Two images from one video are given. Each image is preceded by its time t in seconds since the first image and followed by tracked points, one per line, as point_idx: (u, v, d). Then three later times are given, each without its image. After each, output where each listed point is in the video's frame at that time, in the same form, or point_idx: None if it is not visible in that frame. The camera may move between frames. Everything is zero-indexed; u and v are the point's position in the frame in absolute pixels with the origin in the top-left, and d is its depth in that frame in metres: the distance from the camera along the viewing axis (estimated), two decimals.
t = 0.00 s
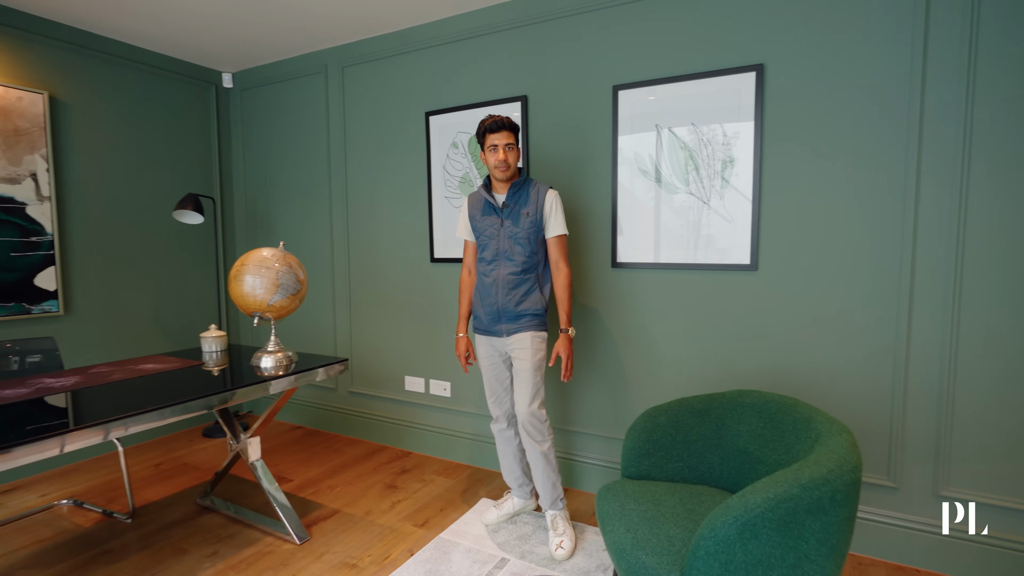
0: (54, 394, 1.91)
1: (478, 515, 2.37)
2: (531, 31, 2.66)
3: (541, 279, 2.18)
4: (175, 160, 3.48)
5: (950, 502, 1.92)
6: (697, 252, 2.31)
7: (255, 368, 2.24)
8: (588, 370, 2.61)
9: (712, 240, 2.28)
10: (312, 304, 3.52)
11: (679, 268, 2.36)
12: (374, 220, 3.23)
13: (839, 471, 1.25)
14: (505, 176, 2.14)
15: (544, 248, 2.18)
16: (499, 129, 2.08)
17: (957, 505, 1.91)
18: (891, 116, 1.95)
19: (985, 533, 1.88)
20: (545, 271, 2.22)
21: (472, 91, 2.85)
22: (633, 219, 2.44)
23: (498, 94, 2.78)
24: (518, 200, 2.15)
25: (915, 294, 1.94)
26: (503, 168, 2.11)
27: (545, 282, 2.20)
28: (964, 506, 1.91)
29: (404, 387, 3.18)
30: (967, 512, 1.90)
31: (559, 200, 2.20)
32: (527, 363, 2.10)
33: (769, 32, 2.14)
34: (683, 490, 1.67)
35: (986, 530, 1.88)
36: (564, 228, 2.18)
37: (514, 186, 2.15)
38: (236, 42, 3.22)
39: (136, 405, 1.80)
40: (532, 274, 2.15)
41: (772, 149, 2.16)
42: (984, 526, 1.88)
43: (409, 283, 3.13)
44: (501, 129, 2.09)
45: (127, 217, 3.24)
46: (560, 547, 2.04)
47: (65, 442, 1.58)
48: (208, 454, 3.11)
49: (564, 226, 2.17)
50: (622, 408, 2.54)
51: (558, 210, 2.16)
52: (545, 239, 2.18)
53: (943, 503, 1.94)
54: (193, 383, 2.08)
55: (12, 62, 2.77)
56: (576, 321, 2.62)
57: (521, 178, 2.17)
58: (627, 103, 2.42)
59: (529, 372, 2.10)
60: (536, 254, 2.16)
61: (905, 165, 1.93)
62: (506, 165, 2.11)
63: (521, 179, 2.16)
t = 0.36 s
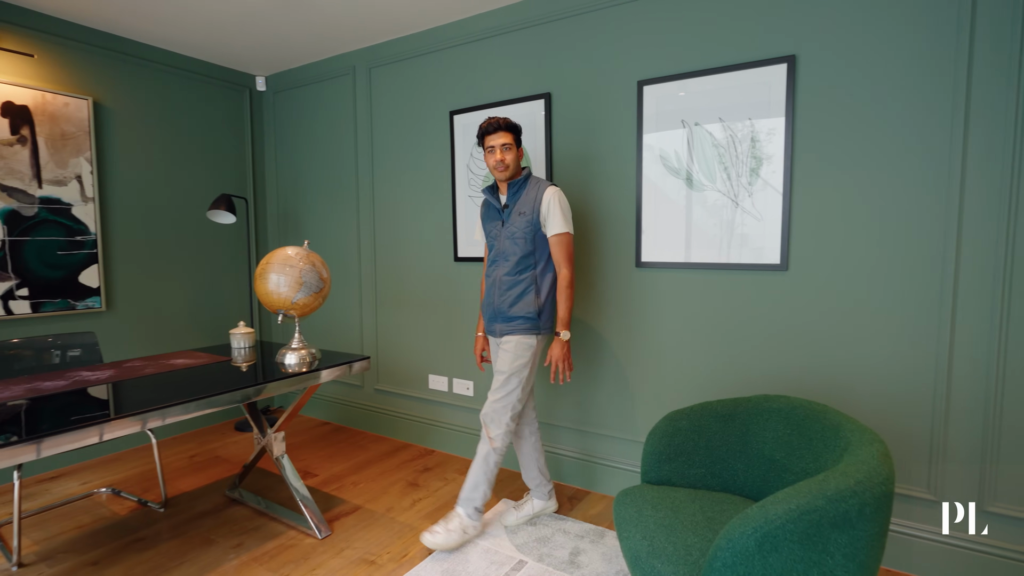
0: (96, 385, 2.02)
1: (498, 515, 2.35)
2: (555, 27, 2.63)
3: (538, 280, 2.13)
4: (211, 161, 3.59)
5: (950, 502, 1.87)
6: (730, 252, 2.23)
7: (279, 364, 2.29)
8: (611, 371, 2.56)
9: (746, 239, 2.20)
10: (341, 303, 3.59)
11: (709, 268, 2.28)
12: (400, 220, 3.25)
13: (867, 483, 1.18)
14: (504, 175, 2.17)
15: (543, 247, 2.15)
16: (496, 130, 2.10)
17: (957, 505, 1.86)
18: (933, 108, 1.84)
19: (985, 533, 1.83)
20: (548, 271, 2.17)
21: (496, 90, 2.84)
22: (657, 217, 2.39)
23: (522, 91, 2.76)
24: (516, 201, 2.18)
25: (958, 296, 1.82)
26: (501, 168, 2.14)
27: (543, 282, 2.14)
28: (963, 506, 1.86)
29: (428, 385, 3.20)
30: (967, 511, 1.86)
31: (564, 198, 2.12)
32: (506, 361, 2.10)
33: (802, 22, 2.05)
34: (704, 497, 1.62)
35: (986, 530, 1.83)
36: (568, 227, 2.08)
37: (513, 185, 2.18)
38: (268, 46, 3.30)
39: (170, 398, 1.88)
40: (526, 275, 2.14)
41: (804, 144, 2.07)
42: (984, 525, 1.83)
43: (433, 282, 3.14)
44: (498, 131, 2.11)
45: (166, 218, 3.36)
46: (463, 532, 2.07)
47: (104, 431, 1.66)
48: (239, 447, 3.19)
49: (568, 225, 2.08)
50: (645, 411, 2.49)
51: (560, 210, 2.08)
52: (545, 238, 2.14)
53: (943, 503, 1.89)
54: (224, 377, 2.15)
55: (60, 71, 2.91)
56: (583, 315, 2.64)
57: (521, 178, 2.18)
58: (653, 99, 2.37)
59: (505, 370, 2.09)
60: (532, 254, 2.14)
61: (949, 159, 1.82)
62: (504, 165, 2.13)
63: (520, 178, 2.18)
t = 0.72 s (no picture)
0: (135, 377, 2.10)
1: (520, 516, 2.35)
2: (581, 23, 2.60)
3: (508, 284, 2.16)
4: (245, 163, 3.69)
5: (950, 503, 1.85)
6: (764, 251, 2.15)
7: (306, 361, 2.33)
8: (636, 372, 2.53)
9: (780, 238, 2.12)
10: (368, 301, 3.64)
11: (741, 268, 2.22)
12: (425, 219, 3.28)
13: (900, 494, 1.11)
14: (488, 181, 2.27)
15: (516, 250, 2.14)
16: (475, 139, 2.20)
17: (957, 506, 1.84)
18: (979, 99, 1.74)
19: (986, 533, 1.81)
20: (519, 275, 2.14)
21: (521, 88, 2.83)
22: (684, 216, 2.34)
23: (547, 89, 2.74)
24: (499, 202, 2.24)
25: (1005, 299, 1.72)
26: (483, 174, 2.25)
27: (512, 286, 2.15)
28: (963, 506, 1.83)
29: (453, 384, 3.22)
30: (967, 512, 1.83)
31: (532, 200, 2.06)
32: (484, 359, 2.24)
33: (838, 11, 1.97)
34: (729, 503, 1.57)
35: (988, 530, 1.81)
36: (529, 233, 2.03)
37: (497, 189, 2.24)
38: (300, 50, 3.37)
39: (202, 391, 1.94)
40: (497, 278, 2.20)
41: (839, 138, 1.99)
42: (984, 525, 1.81)
43: (457, 281, 3.16)
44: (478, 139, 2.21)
45: (202, 218, 3.48)
46: (446, 504, 2.33)
47: (142, 421, 1.72)
48: (270, 441, 3.27)
49: (530, 230, 2.03)
50: (670, 414, 2.44)
51: (524, 216, 2.04)
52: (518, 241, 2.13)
53: (944, 503, 1.87)
54: (255, 372, 2.21)
55: (104, 77, 3.04)
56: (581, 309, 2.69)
57: (507, 180, 2.21)
58: (680, 95, 2.32)
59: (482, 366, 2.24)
60: (505, 257, 2.18)
61: (995, 154, 1.72)
62: (482, 173, 2.25)
63: (502, 183, 2.22)
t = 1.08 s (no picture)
0: (176, 373, 2.18)
1: (546, 518, 2.34)
2: (612, 21, 2.56)
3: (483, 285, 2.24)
4: (281, 165, 3.79)
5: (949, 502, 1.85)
6: (802, 252, 2.08)
7: (337, 360, 2.38)
8: (665, 375, 2.49)
9: (818, 239, 2.04)
10: (398, 301, 3.70)
11: (778, 269, 2.15)
12: (454, 220, 3.30)
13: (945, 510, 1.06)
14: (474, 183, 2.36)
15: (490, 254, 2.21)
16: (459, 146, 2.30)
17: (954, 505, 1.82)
18: None
19: (985, 533, 1.81)
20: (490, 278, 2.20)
21: (551, 88, 2.81)
22: (716, 216, 2.28)
23: (577, 88, 2.71)
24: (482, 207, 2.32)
25: None
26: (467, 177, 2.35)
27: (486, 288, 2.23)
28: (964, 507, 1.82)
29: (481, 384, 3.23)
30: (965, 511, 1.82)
31: (502, 205, 2.11)
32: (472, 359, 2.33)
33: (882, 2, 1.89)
34: (762, 513, 1.52)
35: (986, 529, 1.80)
36: (496, 237, 2.09)
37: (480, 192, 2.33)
38: (333, 54, 3.45)
39: (239, 387, 2.00)
40: (476, 278, 2.30)
41: (882, 135, 1.90)
42: (985, 525, 1.80)
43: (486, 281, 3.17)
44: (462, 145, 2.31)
45: (241, 220, 3.59)
46: (471, 507, 2.37)
47: (182, 415, 1.79)
48: (303, 437, 3.35)
49: (497, 235, 2.09)
50: (701, 418, 2.39)
51: (493, 222, 2.10)
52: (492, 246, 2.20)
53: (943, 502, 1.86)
54: (288, 369, 2.27)
55: (150, 85, 3.17)
56: (575, 303, 2.78)
57: (489, 184, 2.29)
58: (713, 92, 2.26)
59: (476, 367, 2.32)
60: (483, 260, 2.27)
61: None
62: (467, 176, 2.35)
63: (485, 188, 2.30)
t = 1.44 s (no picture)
0: (219, 370, 2.25)
1: (577, 522, 2.32)
2: (647, 17, 2.52)
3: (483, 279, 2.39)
4: (319, 167, 3.89)
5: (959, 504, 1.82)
6: (847, 253, 1.99)
7: (370, 359, 2.42)
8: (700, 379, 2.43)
9: (864, 240, 1.96)
10: (431, 300, 3.73)
11: (820, 271, 2.07)
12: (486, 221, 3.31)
13: (1003, 531, 0.99)
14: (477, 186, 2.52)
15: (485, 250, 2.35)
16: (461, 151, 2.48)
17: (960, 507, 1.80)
18: None
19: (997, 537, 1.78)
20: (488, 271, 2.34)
21: (584, 86, 2.79)
22: (755, 216, 2.22)
23: (611, 86, 2.68)
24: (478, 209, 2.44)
25: None
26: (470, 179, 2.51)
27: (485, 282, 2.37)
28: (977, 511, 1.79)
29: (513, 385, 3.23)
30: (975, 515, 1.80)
31: (487, 203, 2.23)
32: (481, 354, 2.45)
33: None
34: (802, 526, 1.46)
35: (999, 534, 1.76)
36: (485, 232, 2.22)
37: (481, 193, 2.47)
38: (369, 58, 3.51)
39: (277, 385, 2.06)
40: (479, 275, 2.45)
41: (934, 130, 1.81)
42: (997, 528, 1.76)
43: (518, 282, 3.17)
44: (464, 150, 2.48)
45: (280, 221, 3.69)
46: (502, 507, 2.37)
47: (225, 411, 1.85)
48: (338, 434, 3.42)
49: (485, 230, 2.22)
50: (737, 424, 2.32)
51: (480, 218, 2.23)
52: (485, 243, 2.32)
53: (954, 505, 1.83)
54: (325, 368, 2.32)
55: (197, 91, 3.29)
56: (608, 303, 2.76)
57: (484, 185, 2.42)
58: (753, 88, 2.20)
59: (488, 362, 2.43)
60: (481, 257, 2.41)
61: None
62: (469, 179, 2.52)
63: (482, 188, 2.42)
